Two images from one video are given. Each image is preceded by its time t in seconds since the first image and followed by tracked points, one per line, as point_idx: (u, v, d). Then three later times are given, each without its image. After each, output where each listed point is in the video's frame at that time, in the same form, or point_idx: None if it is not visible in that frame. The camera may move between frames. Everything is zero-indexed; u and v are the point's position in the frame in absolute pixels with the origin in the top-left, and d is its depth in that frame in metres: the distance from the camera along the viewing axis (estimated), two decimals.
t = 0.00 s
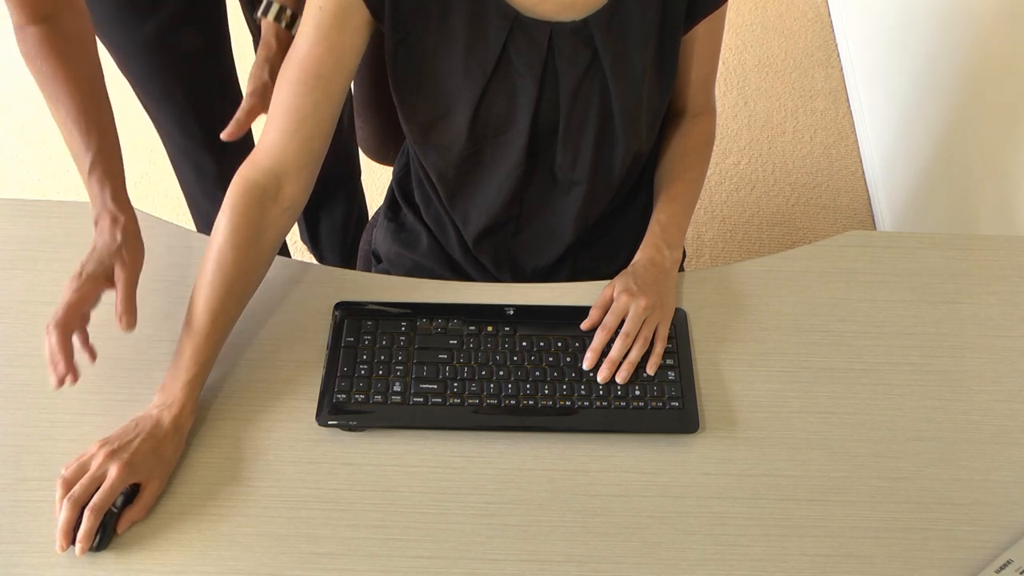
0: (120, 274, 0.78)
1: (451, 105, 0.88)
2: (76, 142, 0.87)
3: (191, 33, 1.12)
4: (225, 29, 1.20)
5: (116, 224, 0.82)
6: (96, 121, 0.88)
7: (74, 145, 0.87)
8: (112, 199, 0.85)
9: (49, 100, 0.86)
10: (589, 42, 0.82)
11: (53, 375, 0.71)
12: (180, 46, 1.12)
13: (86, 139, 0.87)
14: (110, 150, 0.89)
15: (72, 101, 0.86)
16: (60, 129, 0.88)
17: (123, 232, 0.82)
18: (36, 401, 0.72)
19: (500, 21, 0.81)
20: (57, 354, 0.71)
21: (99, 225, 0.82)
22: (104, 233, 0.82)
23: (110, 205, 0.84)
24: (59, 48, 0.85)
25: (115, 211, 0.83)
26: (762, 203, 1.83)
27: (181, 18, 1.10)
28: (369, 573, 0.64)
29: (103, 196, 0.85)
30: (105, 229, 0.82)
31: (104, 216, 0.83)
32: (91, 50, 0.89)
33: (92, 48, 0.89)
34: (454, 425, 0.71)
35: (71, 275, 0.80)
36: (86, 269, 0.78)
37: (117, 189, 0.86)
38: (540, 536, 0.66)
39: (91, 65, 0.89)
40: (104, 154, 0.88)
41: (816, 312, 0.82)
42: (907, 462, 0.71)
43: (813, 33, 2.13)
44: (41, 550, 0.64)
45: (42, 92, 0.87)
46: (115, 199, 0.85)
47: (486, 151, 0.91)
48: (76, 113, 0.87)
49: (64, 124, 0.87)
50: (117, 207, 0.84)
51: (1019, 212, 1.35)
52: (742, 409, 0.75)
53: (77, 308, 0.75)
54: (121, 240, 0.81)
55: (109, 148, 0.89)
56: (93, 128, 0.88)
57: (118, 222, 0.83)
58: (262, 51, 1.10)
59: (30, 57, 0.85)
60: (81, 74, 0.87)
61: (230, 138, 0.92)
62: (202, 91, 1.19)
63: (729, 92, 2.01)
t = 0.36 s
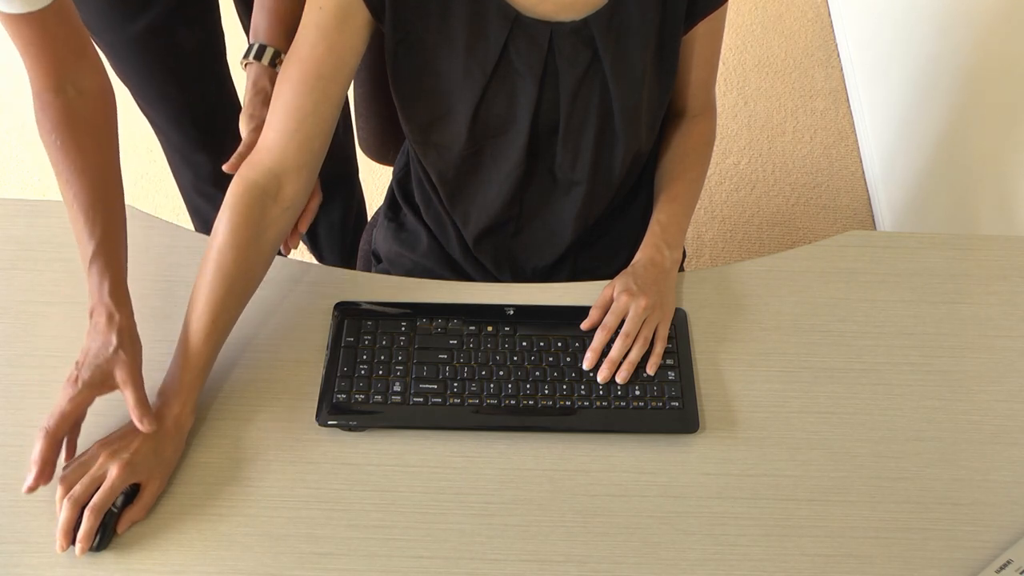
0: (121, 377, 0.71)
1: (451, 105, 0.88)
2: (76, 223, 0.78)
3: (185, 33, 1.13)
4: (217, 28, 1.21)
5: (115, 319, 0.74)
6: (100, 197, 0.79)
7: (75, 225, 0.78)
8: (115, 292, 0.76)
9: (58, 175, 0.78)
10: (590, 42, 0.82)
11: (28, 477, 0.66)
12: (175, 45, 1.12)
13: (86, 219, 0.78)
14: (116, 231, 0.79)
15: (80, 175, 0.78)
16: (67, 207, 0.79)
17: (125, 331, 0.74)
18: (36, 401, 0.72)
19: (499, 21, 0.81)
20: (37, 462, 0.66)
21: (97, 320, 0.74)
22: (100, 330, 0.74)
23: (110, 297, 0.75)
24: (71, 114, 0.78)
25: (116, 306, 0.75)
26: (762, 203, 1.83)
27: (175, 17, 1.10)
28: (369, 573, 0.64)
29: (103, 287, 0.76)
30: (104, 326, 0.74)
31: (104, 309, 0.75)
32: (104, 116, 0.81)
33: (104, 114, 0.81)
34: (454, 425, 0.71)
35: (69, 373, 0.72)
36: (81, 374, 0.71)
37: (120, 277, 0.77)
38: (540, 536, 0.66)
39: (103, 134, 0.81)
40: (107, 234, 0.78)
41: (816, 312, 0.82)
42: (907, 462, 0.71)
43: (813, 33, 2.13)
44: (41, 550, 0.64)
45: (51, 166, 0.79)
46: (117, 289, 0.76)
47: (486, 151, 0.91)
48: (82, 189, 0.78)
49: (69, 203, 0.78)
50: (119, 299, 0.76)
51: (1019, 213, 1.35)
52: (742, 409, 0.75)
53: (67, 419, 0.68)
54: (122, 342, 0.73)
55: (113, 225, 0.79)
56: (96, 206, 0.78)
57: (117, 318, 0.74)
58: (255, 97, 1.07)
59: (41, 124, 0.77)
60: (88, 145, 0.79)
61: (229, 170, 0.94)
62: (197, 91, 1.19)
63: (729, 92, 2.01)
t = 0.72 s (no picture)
0: (136, 408, 0.70)
1: (451, 104, 0.88)
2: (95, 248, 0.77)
3: (185, 33, 1.14)
4: (217, 29, 1.21)
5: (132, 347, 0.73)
6: (118, 220, 0.78)
7: (94, 251, 0.77)
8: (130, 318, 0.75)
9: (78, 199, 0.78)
10: (590, 42, 0.82)
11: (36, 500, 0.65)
12: (173, 45, 1.13)
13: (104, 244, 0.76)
14: (134, 257, 0.78)
15: (100, 199, 0.77)
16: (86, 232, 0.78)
17: (140, 360, 0.73)
18: (36, 401, 0.72)
19: (500, 21, 0.81)
20: (47, 486, 0.65)
21: (113, 348, 0.73)
22: (117, 356, 0.73)
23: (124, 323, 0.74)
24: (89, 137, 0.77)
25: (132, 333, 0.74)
26: (762, 203, 1.83)
27: (175, 18, 1.11)
28: (370, 573, 0.63)
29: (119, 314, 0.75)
30: (121, 354, 0.73)
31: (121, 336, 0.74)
32: (124, 141, 0.80)
33: (124, 139, 0.80)
34: (454, 425, 0.71)
35: (83, 399, 0.71)
36: (96, 401, 0.70)
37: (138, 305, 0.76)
38: (540, 536, 0.66)
39: (122, 159, 0.80)
40: (124, 260, 0.77)
41: (816, 312, 0.82)
42: (907, 462, 0.71)
43: (813, 33, 2.13)
44: (41, 550, 0.64)
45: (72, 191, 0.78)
46: (134, 317, 0.75)
47: (486, 151, 0.91)
48: (100, 213, 0.77)
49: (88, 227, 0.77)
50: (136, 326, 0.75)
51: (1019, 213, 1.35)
52: (742, 409, 0.75)
53: (79, 444, 0.68)
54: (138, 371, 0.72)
55: (131, 250, 0.78)
56: (115, 230, 0.77)
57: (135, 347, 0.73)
58: (255, 95, 1.07)
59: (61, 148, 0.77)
60: (105, 168, 0.78)
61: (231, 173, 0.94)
62: (196, 91, 1.19)
63: (729, 92, 2.01)
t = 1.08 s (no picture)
0: (155, 392, 0.71)
1: (451, 103, 0.88)
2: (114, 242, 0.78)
3: (186, 33, 1.14)
4: (218, 28, 1.21)
5: (151, 331, 0.75)
6: (136, 212, 0.79)
7: (112, 243, 0.78)
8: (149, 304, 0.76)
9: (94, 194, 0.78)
10: (590, 41, 0.82)
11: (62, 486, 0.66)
12: (174, 45, 1.13)
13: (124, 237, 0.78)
14: (151, 249, 0.79)
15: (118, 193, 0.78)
16: (103, 225, 0.79)
17: (159, 343, 0.74)
18: (36, 401, 0.72)
19: (500, 20, 0.81)
20: (70, 472, 0.66)
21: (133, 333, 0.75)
22: (138, 341, 0.74)
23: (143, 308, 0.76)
24: (105, 133, 0.78)
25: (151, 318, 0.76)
26: (762, 203, 1.83)
27: (175, 17, 1.11)
28: (370, 573, 0.63)
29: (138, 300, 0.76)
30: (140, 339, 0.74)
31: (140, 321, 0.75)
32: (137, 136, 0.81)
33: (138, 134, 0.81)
34: (454, 425, 0.71)
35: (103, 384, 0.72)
36: (116, 383, 0.71)
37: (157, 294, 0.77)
38: (540, 536, 0.66)
39: (136, 152, 0.80)
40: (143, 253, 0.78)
41: (816, 312, 0.82)
42: (907, 462, 0.71)
43: (813, 33, 2.13)
44: (41, 550, 0.64)
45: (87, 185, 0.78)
46: (153, 305, 0.76)
47: (486, 150, 0.91)
48: (117, 206, 0.78)
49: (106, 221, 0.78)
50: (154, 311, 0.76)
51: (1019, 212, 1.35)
52: (742, 409, 0.75)
53: (100, 427, 0.68)
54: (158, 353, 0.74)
55: (149, 242, 0.79)
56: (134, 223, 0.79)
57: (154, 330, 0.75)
58: (255, 80, 1.06)
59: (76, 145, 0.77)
60: (123, 163, 0.79)
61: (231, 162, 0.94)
62: (196, 91, 1.19)
63: (729, 92, 2.01)
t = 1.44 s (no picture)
0: (203, 337, 0.75)
1: (452, 101, 0.87)
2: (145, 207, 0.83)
3: (186, 32, 1.13)
4: (218, 27, 1.20)
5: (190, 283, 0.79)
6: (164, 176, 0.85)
7: (144, 206, 0.84)
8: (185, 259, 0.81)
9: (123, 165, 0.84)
10: (592, 41, 0.82)
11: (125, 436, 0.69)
12: (174, 45, 1.12)
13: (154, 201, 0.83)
14: (180, 207, 0.85)
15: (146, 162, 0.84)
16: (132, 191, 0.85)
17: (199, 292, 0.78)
18: (36, 401, 0.72)
19: (502, 18, 0.80)
20: (132, 420, 0.69)
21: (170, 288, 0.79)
22: (177, 293, 0.78)
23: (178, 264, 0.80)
24: (127, 108, 0.84)
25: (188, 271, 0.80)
26: (762, 203, 1.83)
27: (176, 17, 1.11)
28: (370, 573, 0.64)
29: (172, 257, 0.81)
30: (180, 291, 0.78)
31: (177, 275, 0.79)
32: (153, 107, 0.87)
33: (155, 106, 0.87)
34: (453, 425, 0.71)
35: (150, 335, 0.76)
36: (163, 333, 0.74)
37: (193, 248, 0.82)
38: (541, 536, 0.66)
39: (156, 124, 0.87)
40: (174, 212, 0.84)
41: (817, 312, 0.82)
42: (907, 462, 0.71)
43: (813, 33, 2.13)
44: (41, 550, 0.64)
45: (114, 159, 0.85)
46: (189, 260, 0.81)
47: (487, 148, 0.91)
48: (145, 170, 0.84)
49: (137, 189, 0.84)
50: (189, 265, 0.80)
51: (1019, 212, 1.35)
52: (742, 409, 0.75)
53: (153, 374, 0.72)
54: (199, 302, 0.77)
55: (178, 201, 0.85)
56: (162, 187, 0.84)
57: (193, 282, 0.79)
58: (265, 39, 1.08)
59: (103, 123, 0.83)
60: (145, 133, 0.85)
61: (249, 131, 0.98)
62: (196, 90, 1.19)
63: (729, 92, 2.01)
